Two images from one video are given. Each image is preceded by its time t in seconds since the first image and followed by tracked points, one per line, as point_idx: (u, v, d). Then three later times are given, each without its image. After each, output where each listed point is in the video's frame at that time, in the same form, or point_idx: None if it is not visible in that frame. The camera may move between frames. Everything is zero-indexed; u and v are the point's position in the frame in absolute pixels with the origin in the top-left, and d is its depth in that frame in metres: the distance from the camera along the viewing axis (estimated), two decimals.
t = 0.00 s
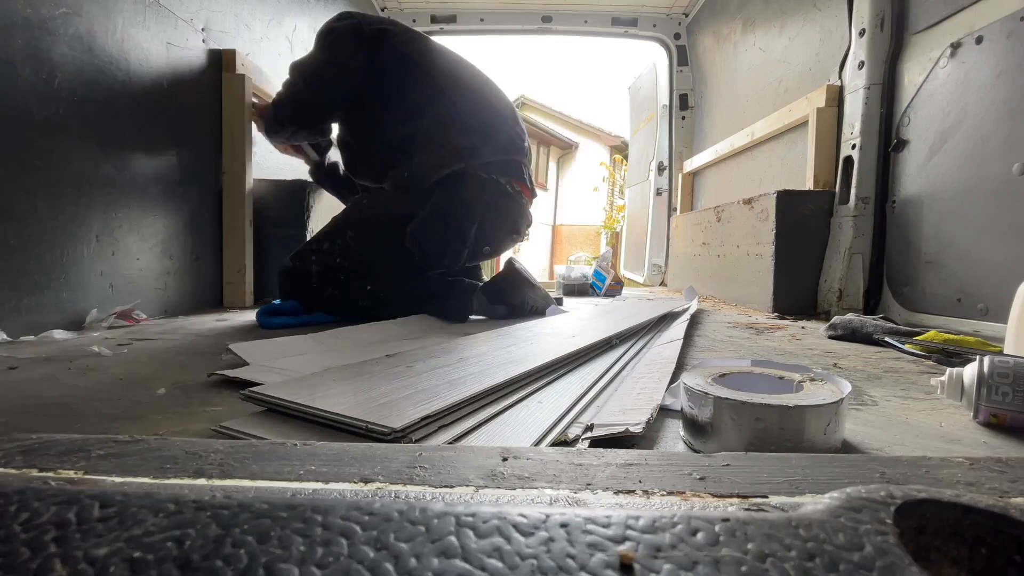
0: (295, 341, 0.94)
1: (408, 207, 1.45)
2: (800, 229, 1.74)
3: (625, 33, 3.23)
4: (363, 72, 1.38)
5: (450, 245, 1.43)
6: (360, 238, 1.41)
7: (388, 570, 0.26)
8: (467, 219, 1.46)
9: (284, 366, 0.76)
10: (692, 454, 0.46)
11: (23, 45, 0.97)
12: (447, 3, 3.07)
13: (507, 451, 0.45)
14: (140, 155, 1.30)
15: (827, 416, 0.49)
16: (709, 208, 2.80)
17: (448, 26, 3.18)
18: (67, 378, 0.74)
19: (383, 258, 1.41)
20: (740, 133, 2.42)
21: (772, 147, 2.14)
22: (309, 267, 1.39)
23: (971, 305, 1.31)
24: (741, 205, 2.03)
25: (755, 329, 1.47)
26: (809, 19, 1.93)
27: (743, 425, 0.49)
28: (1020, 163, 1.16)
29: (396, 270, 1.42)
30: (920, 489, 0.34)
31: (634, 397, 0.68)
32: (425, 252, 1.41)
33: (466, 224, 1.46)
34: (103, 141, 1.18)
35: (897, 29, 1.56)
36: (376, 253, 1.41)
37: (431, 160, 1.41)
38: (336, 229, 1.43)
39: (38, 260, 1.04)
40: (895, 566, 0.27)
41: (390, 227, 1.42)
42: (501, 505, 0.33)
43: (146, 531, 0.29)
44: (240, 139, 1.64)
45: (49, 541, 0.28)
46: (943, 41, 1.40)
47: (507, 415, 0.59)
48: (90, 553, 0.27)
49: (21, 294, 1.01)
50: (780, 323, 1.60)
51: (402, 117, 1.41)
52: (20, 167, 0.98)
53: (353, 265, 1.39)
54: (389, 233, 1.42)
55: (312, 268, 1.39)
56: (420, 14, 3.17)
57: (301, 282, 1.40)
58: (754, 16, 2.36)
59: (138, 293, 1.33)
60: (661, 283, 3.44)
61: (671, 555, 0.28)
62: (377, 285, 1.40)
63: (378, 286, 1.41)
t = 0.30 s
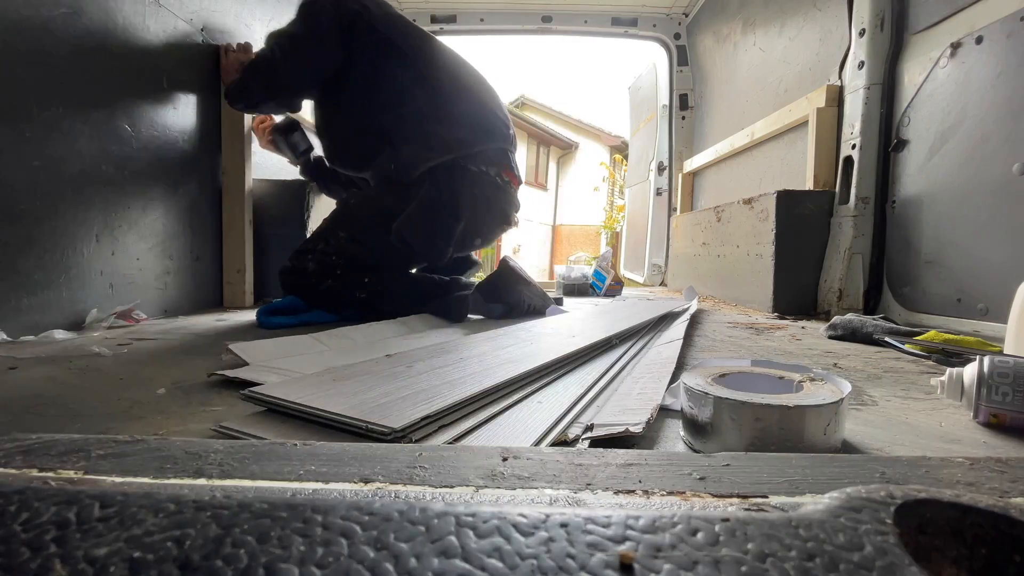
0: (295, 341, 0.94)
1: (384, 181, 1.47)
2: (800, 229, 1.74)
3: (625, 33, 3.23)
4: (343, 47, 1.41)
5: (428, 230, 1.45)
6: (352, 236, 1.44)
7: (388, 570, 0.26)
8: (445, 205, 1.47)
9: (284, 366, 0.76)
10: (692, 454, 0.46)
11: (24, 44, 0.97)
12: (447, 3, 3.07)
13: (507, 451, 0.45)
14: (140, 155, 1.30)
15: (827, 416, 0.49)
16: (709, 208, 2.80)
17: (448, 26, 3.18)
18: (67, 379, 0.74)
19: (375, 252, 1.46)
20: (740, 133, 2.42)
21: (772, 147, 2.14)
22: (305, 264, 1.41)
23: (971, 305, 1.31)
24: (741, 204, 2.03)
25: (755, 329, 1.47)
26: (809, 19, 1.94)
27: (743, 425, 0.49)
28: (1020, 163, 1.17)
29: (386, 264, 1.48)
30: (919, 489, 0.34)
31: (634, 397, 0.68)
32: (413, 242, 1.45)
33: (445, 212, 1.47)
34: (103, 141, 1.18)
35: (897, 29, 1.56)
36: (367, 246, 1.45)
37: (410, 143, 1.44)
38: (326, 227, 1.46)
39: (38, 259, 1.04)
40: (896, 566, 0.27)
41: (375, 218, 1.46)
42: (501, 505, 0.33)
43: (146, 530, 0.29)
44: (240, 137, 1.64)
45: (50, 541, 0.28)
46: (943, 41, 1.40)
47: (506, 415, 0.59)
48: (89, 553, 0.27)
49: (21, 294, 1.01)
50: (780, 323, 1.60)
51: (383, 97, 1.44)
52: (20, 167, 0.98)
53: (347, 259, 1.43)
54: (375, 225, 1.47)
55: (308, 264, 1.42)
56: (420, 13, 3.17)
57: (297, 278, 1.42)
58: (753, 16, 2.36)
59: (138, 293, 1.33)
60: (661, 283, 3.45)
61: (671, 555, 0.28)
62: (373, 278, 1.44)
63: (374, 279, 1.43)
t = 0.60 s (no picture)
0: (295, 341, 0.94)
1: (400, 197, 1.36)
2: (800, 229, 1.74)
3: (625, 33, 3.23)
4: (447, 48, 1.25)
5: (454, 246, 1.32)
6: (370, 255, 1.35)
7: (388, 570, 0.26)
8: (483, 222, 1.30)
9: (284, 366, 0.76)
10: (692, 454, 0.46)
11: (24, 44, 0.97)
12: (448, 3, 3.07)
13: (507, 451, 0.45)
14: (140, 155, 1.30)
15: (827, 415, 0.49)
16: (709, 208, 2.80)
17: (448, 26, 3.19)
18: (66, 378, 0.74)
19: (390, 266, 1.35)
20: (739, 133, 2.43)
21: (772, 147, 2.14)
22: (313, 272, 1.35)
23: (970, 305, 1.31)
24: (741, 205, 2.03)
25: (755, 329, 1.47)
26: (809, 19, 1.94)
27: (742, 425, 0.49)
28: (1020, 163, 1.16)
29: (401, 278, 1.36)
30: (920, 489, 0.34)
31: (635, 397, 0.68)
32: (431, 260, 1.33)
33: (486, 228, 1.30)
34: (103, 140, 1.18)
35: (897, 29, 1.56)
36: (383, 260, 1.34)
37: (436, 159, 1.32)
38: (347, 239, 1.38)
39: (37, 259, 1.04)
40: (896, 567, 0.27)
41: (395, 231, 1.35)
42: (501, 505, 0.33)
43: (146, 530, 0.29)
44: (240, 138, 1.64)
45: (49, 541, 0.28)
46: (943, 41, 1.40)
47: (507, 415, 0.59)
48: (89, 553, 0.27)
49: (21, 294, 1.01)
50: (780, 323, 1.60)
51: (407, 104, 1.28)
52: (20, 166, 0.98)
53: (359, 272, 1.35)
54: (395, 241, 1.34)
55: (317, 273, 1.35)
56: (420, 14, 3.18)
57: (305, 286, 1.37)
58: (753, 16, 2.36)
59: (138, 293, 1.33)
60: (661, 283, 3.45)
61: (671, 555, 0.28)
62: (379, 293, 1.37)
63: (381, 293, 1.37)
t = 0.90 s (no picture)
0: (295, 342, 0.93)
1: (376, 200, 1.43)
2: (800, 229, 1.74)
3: (625, 33, 3.23)
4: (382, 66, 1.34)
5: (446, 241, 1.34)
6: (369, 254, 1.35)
7: (388, 570, 0.26)
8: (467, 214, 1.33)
9: (284, 366, 0.76)
10: (692, 454, 0.46)
11: (24, 44, 0.97)
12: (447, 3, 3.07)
13: (507, 451, 0.45)
14: (140, 155, 1.30)
15: (827, 415, 0.49)
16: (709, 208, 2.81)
17: (448, 26, 3.19)
18: (66, 378, 0.74)
19: (389, 268, 1.36)
20: (739, 133, 2.43)
21: (772, 147, 2.14)
22: (312, 276, 1.36)
23: (970, 305, 1.31)
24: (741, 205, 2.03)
25: (755, 329, 1.47)
26: (809, 19, 1.93)
27: (743, 425, 0.49)
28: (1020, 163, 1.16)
29: (398, 281, 1.37)
30: (920, 489, 0.34)
31: (634, 397, 0.68)
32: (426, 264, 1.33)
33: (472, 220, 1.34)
34: (103, 140, 1.18)
35: (897, 29, 1.56)
36: (379, 263, 1.35)
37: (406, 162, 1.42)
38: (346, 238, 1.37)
39: (37, 260, 1.04)
40: (895, 566, 0.27)
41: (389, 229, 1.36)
42: (501, 505, 0.33)
43: (146, 530, 0.29)
44: (239, 138, 1.64)
45: (50, 541, 0.28)
46: (943, 41, 1.40)
47: (506, 415, 0.59)
48: (90, 553, 0.27)
49: (21, 294, 1.01)
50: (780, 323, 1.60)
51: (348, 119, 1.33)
52: (19, 166, 0.98)
53: (357, 277, 1.36)
54: (387, 242, 1.35)
55: (316, 275, 1.36)
56: (420, 14, 3.18)
57: (305, 288, 1.38)
58: (753, 16, 2.36)
59: (138, 293, 1.33)
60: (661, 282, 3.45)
61: (671, 555, 0.28)
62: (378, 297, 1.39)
63: (380, 297, 1.39)
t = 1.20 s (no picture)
0: (295, 342, 0.93)
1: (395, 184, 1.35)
2: (800, 229, 1.74)
3: (625, 33, 3.24)
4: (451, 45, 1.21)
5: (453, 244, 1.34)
6: (373, 250, 1.41)
7: (388, 570, 0.26)
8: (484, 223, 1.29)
9: (285, 366, 0.76)
10: (692, 454, 0.46)
11: (23, 44, 0.97)
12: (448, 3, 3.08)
13: (507, 451, 0.45)
14: (140, 155, 1.30)
15: (827, 415, 0.49)
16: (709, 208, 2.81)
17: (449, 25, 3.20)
18: (67, 379, 0.74)
19: (391, 263, 1.41)
20: (739, 133, 2.43)
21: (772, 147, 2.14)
22: (319, 269, 1.45)
23: (970, 306, 1.31)
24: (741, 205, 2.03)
25: (755, 329, 1.47)
26: (809, 19, 1.93)
27: (742, 425, 0.49)
28: (1020, 163, 1.16)
29: (402, 279, 1.42)
30: (919, 489, 0.34)
31: (635, 397, 0.68)
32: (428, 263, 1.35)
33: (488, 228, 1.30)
34: (103, 140, 1.18)
35: (897, 29, 1.56)
36: (382, 259, 1.41)
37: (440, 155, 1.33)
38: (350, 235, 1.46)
39: (38, 260, 1.04)
40: (896, 566, 0.27)
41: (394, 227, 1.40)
42: (501, 505, 0.33)
43: (147, 530, 0.29)
44: (240, 139, 1.64)
45: (49, 541, 0.28)
46: (943, 41, 1.40)
47: (508, 414, 0.59)
48: (89, 553, 0.27)
49: (22, 294, 1.01)
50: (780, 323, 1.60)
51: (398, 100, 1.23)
52: (20, 166, 0.98)
53: (357, 270, 1.41)
54: (387, 239, 1.41)
55: (323, 269, 1.45)
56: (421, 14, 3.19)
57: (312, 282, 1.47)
58: (753, 16, 2.36)
59: (138, 293, 1.33)
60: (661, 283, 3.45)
61: (671, 555, 0.28)
62: (377, 292, 1.43)
63: (381, 292, 1.43)
